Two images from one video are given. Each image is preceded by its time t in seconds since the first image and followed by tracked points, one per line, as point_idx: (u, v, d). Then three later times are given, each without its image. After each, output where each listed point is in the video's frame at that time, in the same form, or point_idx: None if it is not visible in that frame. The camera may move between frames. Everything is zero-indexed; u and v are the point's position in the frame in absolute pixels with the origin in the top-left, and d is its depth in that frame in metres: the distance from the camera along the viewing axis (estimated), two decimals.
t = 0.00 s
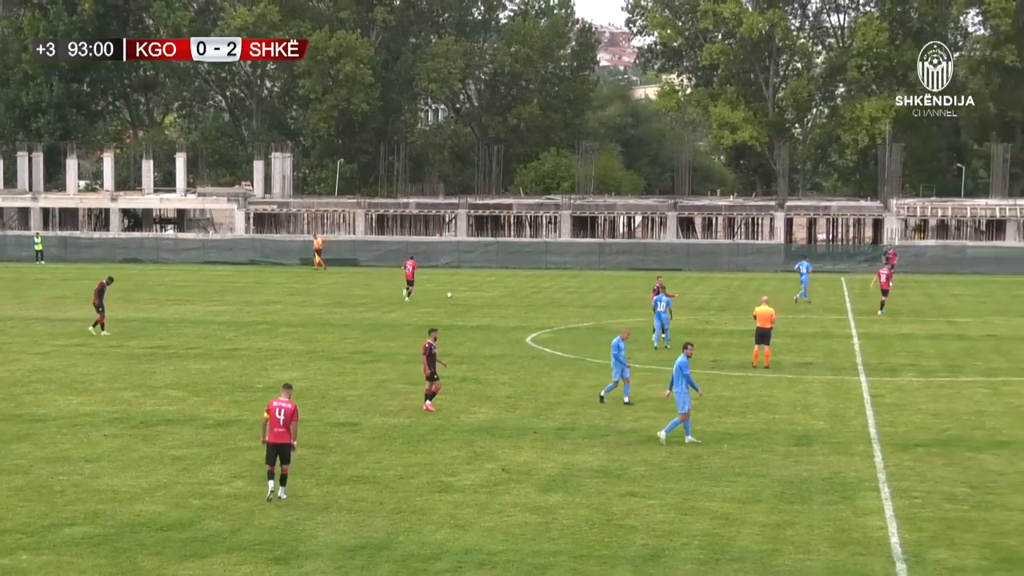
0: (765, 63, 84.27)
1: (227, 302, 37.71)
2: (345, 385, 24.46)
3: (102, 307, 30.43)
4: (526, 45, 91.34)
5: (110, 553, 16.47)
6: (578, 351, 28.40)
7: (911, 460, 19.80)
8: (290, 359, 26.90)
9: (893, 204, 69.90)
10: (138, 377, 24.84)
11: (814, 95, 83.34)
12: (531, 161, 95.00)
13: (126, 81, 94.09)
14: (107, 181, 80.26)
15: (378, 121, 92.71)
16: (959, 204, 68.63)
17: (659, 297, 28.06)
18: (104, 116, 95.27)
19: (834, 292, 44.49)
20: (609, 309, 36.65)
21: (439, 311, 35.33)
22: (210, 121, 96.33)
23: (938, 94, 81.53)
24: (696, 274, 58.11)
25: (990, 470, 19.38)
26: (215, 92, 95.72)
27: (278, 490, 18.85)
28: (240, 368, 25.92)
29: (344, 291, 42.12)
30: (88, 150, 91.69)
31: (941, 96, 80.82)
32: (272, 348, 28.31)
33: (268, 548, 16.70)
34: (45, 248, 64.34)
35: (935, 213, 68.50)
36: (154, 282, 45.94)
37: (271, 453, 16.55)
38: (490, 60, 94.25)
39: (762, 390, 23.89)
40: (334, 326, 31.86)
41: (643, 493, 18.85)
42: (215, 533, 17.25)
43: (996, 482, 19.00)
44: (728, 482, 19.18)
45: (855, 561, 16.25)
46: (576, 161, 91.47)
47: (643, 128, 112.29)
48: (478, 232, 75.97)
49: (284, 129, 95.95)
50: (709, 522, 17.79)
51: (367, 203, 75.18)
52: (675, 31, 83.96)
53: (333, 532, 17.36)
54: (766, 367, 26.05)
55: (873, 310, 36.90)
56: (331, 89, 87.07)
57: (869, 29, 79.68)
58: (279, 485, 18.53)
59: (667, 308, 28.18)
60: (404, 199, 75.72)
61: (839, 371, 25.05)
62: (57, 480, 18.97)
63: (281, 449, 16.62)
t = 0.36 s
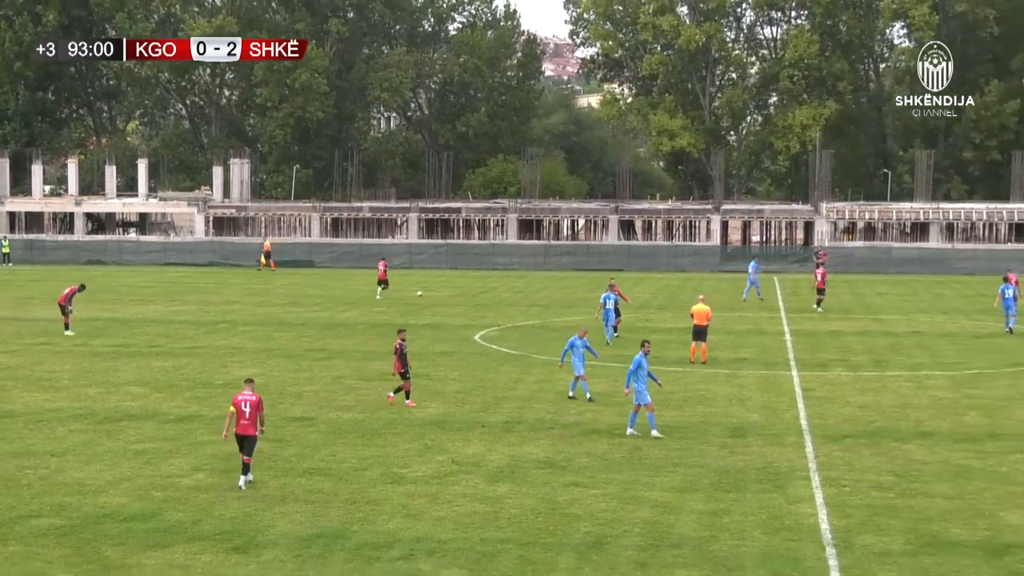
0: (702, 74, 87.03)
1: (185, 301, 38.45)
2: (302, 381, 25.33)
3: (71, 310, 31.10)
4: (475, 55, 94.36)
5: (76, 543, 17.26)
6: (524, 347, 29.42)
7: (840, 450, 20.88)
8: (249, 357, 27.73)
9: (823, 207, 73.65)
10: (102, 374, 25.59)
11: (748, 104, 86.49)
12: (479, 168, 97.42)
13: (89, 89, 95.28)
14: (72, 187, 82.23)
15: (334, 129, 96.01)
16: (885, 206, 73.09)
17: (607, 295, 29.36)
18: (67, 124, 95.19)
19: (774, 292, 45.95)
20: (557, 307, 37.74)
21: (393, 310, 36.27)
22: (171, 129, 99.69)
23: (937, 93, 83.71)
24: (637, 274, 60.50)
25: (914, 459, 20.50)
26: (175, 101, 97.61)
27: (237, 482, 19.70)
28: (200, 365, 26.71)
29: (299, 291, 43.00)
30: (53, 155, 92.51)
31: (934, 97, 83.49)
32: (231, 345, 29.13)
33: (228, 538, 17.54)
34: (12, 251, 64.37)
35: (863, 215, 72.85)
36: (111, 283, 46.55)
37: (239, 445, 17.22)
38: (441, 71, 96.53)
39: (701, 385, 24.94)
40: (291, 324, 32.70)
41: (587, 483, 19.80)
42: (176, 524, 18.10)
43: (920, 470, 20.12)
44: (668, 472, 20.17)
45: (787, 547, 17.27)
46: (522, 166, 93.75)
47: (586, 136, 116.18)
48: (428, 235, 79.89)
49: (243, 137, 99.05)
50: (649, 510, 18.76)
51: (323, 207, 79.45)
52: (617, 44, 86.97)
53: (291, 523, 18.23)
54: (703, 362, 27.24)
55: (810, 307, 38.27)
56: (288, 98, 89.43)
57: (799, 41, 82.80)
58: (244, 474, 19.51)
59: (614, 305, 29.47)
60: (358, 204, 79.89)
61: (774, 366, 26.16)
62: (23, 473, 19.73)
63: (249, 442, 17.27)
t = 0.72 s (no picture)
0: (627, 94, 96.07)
1: (154, 300, 40.51)
2: (266, 371, 27.51)
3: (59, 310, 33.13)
4: (422, 78, 101.16)
5: (62, 519, 19.38)
6: (469, 339, 31.80)
7: (751, 432, 23.35)
8: (216, 349, 29.87)
9: (734, 213, 80.33)
10: (82, 366, 27.63)
11: (669, 121, 95.31)
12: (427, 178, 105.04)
13: (72, 108, 99.15)
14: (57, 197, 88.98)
15: (294, 143, 100.38)
16: (789, 213, 80.05)
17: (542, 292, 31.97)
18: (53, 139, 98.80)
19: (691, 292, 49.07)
20: (498, 304, 40.27)
21: (350, 307, 38.56)
22: (148, 144, 103.95)
23: (937, 91, 89.82)
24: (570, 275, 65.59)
25: (815, 440, 23.00)
26: (150, 119, 102.80)
27: (209, 463, 21.86)
28: (172, 357, 28.80)
29: (262, 290, 45.23)
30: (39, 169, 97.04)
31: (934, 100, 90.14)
32: (200, 339, 31.25)
33: (200, 514, 19.72)
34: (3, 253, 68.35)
35: (770, 222, 80.21)
36: (73, 284, 48.47)
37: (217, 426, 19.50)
38: (392, 92, 101.65)
39: (629, 375, 27.38)
40: (256, 320, 34.87)
41: (524, 462, 22.12)
42: (153, 501, 20.25)
43: (821, 449, 22.61)
44: (597, 452, 22.52)
45: (702, 518, 19.64)
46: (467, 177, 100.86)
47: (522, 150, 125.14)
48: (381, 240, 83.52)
49: (212, 150, 102.46)
50: (580, 485, 21.09)
51: (285, 214, 83.19)
52: (550, 66, 95.85)
53: (257, 499, 20.43)
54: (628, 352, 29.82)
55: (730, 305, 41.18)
56: (253, 116, 93.68)
57: (715, 64, 91.48)
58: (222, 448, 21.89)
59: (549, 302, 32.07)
60: (317, 211, 84.32)
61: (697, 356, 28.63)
62: (12, 456, 21.81)
63: (229, 421, 19.60)
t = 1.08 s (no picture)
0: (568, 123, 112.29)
1: (150, 295, 44.50)
2: (258, 356, 31.49)
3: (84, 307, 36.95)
4: (392, 107, 111.38)
5: (86, 483, 23.18)
6: (435, 329, 35.94)
7: (672, 407, 27.64)
8: (214, 337, 33.81)
9: (658, 222, 94.60)
10: (99, 352, 31.51)
11: (602, 145, 111.96)
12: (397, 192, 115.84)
13: (95, 131, 112.00)
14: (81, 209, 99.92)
15: (284, 162, 111.75)
16: (702, 223, 94.05)
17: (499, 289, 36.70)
18: (76, 158, 111.74)
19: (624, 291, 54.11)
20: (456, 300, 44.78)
21: (329, 300, 42.73)
22: (159, 163, 114.88)
23: (938, 92, 107.95)
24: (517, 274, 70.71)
25: (726, 413, 27.27)
26: (161, 143, 113.53)
27: (212, 434, 25.79)
28: (175, 344, 32.72)
29: (247, 286, 49.36)
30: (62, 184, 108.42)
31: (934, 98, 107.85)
32: (199, 329, 35.21)
33: (204, 477, 23.57)
34: (35, 258, 75.16)
35: (687, 230, 93.92)
36: (65, 284, 52.68)
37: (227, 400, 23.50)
38: (366, 119, 112.88)
39: (571, 362, 31.72)
40: (244, 312, 38.89)
41: (479, 432, 26.20)
42: (163, 468, 24.06)
43: (730, 420, 26.91)
44: (541, 423, 26.68)
45: (631, 479, 23.61)
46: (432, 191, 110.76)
47: (479, 168, 133.66)
48: (360, 243, 95.94)
49: (214, 169, 114.05)
50: (528, 452, 25.14)
51: (276, 223, 95.33)
52: (500, 97, 111.62)
53: (253, 464, 24.33)
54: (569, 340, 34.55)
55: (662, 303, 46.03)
56: (248, 139, 103.94)
57: (639, 97, 108.59)
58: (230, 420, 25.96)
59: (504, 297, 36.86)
60: (305, 220, 96.49)
61: (632, 347, 32.92)
62: (43, 429, 25.64)
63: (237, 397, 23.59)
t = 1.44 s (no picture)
0: (536, 138, 115.97)
1: (152, 304, 47.86)
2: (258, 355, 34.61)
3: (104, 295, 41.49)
4: (384, 123, 124.14)
5: (106, 459, 24.33)
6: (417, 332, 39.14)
7: (633, 392, 30.90)
8: (216, 342, 37.00)
9: (619, 227, 104.90)
10: (114, 355, 34.63)
11: (569, 159, 115.87)
12: (387, 199, 129.76)
13: (116, 145, 127.62)
14: (104, 214, 111.68)
15: (287, 174, 124.73)
16: (659, 227, 104.89)
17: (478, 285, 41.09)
18: (101, 170, 127.79)
19: (588, 292, 57.93)
20: (435, 305, 48.13)
21: (318, 308, 46.12)
22: (173, 174, 126.86)
23: (937, 92, 121.59)
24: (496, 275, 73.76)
25: (680, 396, 30.59)
26: (176, 155, 125.75)
27: (221, 416, 28.44)
28: (183, 347, 35.88)
29: (242, 294, 52.93)
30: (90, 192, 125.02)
31: (935, 98, 121.09)
32: (202, 334, 38.51)
33: (215, 454, 24.80)
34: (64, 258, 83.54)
35: (646, 233, 104.62)
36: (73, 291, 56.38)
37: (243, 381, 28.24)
38: (360, 135, 126.28)
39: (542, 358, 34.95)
40: (242, 319, 42.20)
41: (461, 414, 28.99)
42: (177, 446, 25.59)
43: (686, 403, 30.00)
44: (516, 406, 29.66)
45: (612, 456, 24.72)
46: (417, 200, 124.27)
47: (460, 178, 143.13)
48: (354, 245, 109.06)
49: (223, 179, 125.60)
50: (506, 429, 27.49)
51: (280, 227, 107.37)
52: (479, 116, 115.22)
53: (259, 443, 25.95)
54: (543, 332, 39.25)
55: (625, 305, 49.44)
56: (254, 153, 115.56)
57: (601, 115, 111.83)
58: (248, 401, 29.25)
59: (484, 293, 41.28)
60: (306, 224, 108.45)
61: (597, 348, 36.30)
62: (70, 411, 28.35)
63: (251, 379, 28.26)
